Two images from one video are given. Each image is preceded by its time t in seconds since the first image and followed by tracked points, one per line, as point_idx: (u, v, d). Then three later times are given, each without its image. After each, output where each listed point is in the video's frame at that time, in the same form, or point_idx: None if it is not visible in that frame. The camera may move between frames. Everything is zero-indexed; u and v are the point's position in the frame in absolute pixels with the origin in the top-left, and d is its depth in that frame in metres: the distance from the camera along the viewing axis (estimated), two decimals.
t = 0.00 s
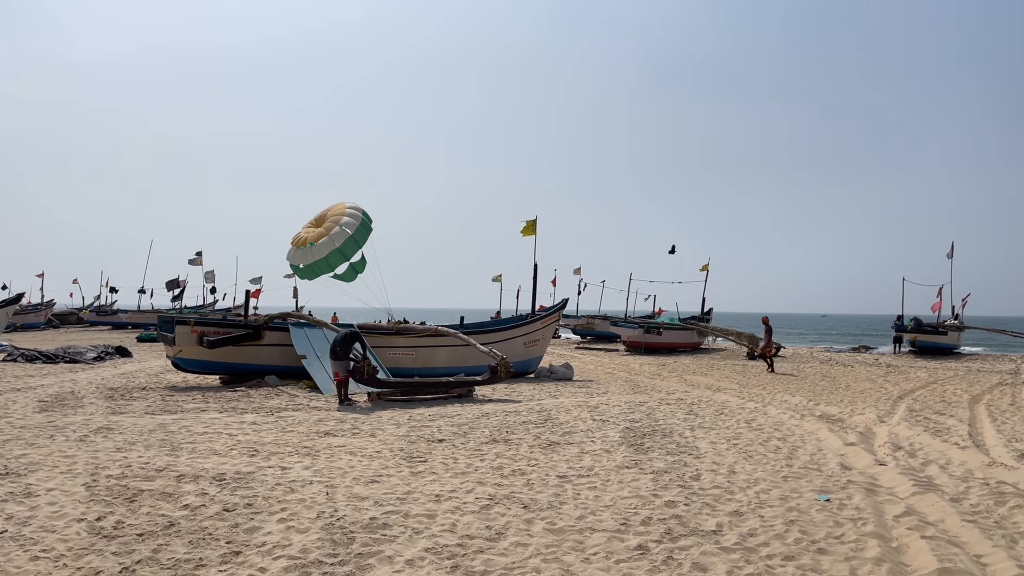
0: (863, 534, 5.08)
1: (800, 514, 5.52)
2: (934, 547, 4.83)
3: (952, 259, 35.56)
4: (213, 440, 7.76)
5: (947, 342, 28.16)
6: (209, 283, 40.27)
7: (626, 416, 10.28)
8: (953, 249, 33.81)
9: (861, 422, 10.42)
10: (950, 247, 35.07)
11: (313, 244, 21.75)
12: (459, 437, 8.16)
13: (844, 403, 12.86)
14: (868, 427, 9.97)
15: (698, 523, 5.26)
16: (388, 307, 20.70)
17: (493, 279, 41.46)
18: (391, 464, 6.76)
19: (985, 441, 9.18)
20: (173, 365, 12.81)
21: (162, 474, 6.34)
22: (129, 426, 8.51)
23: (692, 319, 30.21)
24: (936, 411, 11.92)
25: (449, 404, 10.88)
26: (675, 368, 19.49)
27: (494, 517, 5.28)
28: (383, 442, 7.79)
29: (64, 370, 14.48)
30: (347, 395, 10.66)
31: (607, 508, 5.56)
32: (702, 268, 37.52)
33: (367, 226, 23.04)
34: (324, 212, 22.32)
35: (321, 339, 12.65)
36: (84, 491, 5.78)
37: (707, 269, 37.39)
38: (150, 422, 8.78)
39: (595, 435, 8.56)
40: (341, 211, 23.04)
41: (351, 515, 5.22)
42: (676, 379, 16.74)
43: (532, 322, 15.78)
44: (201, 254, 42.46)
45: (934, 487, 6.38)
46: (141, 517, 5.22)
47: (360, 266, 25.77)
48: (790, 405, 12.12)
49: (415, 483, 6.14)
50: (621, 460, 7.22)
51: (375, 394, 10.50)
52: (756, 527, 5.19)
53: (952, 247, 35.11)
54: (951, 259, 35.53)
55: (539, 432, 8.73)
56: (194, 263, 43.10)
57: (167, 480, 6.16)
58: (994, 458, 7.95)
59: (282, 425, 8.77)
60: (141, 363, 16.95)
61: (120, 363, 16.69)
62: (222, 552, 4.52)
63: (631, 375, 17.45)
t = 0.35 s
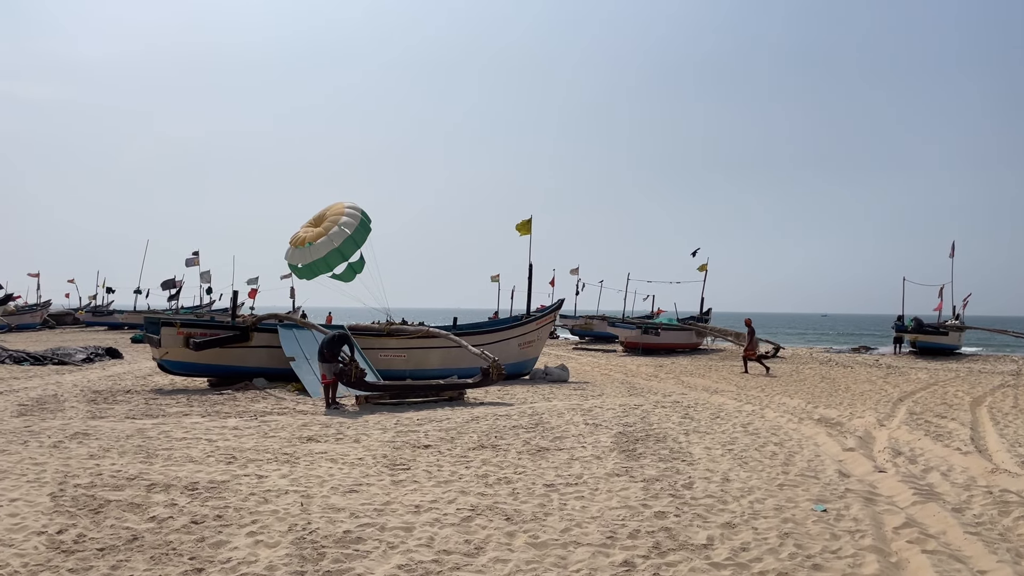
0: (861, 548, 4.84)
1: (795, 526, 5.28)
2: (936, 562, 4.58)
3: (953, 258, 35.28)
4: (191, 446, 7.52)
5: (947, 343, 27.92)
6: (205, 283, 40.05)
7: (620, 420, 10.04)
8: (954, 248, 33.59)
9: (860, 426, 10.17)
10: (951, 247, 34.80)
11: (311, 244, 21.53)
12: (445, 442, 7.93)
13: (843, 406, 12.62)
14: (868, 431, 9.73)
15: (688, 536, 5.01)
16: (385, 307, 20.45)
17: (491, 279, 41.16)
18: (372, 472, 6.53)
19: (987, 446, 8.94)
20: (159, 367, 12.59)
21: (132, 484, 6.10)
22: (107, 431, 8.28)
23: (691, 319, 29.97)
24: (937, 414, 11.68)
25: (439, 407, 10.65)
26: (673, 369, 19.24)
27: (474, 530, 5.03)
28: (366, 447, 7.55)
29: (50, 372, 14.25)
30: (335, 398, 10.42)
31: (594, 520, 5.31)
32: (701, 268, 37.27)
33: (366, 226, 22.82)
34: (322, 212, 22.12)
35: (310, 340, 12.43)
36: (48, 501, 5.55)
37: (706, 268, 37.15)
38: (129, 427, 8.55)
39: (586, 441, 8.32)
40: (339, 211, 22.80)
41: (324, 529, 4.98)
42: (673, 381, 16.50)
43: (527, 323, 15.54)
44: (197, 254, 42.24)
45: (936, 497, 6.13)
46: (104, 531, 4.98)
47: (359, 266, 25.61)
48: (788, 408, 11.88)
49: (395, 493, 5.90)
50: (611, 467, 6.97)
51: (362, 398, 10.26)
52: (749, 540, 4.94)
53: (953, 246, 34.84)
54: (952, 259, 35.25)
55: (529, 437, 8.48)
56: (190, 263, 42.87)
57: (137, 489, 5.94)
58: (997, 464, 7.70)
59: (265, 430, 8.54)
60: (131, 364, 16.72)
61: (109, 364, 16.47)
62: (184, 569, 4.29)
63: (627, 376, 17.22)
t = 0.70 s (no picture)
0: (869, 558, 4.58)
1: (799, 534, 5.01)
2: (950, 573, 4.32)
3: (955, 257, 34.99)
4: (172, 448, 7.27)
5: (950, 342, 27.65)
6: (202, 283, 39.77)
7: (617, 420, 9.77)
8: (957, 247, 33.32)
9: (864, 427, 9.89)
10: (954, 246, 34.52)
11: (310, 243, 21.24)
12: (436, 445, 7.66)
13: (846, 406, 12.35)
14: (873, 432, 9.45)
15: (686, 545, 4.75)
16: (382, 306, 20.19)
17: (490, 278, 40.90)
18: (358, 476, 6.26)
19: (996, 448, 8.66)
20: (148, 367, 12.33)
21: (106, 488, 5.85)
22: (87, 433, 8.02)
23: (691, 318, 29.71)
24: (942, 414, 11.41)
25: (432, 407, 10.39)
26: (672, 369, 18.97)
27: (460, 538, 4.77)
28: (354, 450, 7.29)
29: (37, 372, 13.99)
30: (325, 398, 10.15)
31: (587, 527, 5.05)
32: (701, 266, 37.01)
33: (366, 225, 22.52)
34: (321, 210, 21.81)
35: (301, 339, 12.17)
36: (15, 507, 5.29)
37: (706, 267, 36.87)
38: (110, 429, 8.29)
39: (582, 443, 8.05)
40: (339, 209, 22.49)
41: (303, 537, 4.72)
42: (672, 380, 16.23)
43: (524, 321, 15.28)
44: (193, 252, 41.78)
45: (946, 502, 5.86)
46: (70, 539, 4.72)
47: (358, 265, 25.35)
48: (790, 409, 11.61)
49: (380, 498, 5.64)
50: (607, 470, 6.70)
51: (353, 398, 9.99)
52: (750, 550, 4.68)
53: (955, 245, 34.56)
54: (954, 258, 34.97)
55: (523, 439, 8.21)
56: (187, 262, 42.57)
57: (110, 494, 5.69)
58: (1007, 467, 7.43)
59: (250, 431, 8.27)
60: (121, 363, 16.46)
61: (99, 364, 16.20)
62: None
63: (626, 376, 16.96)
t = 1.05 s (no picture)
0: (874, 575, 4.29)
1: (801, 548, 4.71)
2: None
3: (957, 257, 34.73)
4: (147, 454, 6.98)
5: (951, 342, 27.39)
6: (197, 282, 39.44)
7: (612, 423, 9.48)
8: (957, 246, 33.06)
9: (865, 430, 9.61)
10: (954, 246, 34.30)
11: (307, 242, 20.94)
12: (422, 450, 7.37)
13: (846, 408, 12.07)
14: (875, 436, 9.17)
15: (680, 560, 4.45)
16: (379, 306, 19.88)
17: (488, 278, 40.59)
18: (337, 484, 5.97)
19: (1002, 452, 8.38)
20: (132, 368, 12.04)
21: (71, 498, 5.55)
22: (60, 437, 7.73)
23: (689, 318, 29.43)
24: (946, 416, 11.13)
25: (421, 410, 10.10)
26: (670, 369, 18.69)
27: (439, 553, 4.47)
28: (336, 455, 6.99)
29: (20, 373, 13.68)
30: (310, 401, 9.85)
31: (575, 540, 4.76)
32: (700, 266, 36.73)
33: (364, 224, 22.20)
34: (319, 208, 21.52)
35: (289, 340, 11.88)
36: None
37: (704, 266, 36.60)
38: (85, 433, 8.00)
39: (574, 447, 7.76)
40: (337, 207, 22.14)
41: (271, 552, 4.43)
42: (669, 381, 15.95)
43: (518, 321, 14.99)
44: (189, 252, 41.46)
45: (954, 512, 5.57)
46: (23, 553, 4.43)
47: (356, 264, 25.08)
48: (789, 410, 11.33)
49: (358, 508, 5.35)
50: (599, 477, 6.41)
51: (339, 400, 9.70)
52: (748, 565, 4.39)
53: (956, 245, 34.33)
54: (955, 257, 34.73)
55: (513, 443, 7.92)
56: (182, 261, 42.23)
57: (73, 504, 5.41)
58: (1016, 473, 7.15)
59: (230, 435, 7.98)
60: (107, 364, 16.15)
61: (85, 364, 15.90)
62: None
63: (623, 377, 16.68)
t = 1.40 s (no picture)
0: None
1: (791, 558, 4.45)
2: None
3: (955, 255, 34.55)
4: (115, 457, 6.72)
5: (949, 340, 27.17)
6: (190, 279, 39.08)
7: (601, 424, 9.23)
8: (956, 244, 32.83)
9: (862, 431, 9.36)
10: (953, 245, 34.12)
11: (304, 239, 20.63)
12: (403, 452, 7.11)
13: (843, 407, 11.84)
14: (871, 437, 8.92)
15: (663, 572, 4.19)
16: (373, 305, 19.55)
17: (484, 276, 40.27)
18: (309, 489, 5.71)
19: (1002, 454, 8.14)
20: (113, 367, 11.77)
21: (27, 504, 5.29)
22: (28, 439, 7.47)
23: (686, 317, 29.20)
24: (944, 416, 10.89)
25: (406, 410, 9.84)
26: (665, 368, 18.44)
27: (407, 564, 4.21)
28: (311, 459, 6.73)
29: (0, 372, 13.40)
30: (292, 402, 9.59)
31: (553, 550, 4.50)
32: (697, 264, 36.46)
33: (361, 221, 21.89)
34: (315, 206, 21.23)
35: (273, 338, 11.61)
36: None
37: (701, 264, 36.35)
38: (54, 435, 7.73)
39: (560, 449, 7.50)
40: (333, 205, 21.83)
41: (229, 564, 4.17)
42: (664, 380, 15.71)
43: (510, 319, 14.72)
44: (182, 250, 41.15)
45: (952, 518, 5.33)
46: None
47: (352, 261, 24.81)
48: (785, 410, 11.09)
49: (328, 515, 5.09)
50: (583, 481, 6.15)
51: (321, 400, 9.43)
52: None
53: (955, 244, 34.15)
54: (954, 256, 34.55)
55: (498, 445, 7.66)
56: (177, 260, 41.89)
57: (28, 511, 5.15)
58: (1017, 476, 6.90)
59: (205, 437, 7.72)
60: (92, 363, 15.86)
61: (68, 363, 15.60)
62: None
63: (617, 375, 16.44)
